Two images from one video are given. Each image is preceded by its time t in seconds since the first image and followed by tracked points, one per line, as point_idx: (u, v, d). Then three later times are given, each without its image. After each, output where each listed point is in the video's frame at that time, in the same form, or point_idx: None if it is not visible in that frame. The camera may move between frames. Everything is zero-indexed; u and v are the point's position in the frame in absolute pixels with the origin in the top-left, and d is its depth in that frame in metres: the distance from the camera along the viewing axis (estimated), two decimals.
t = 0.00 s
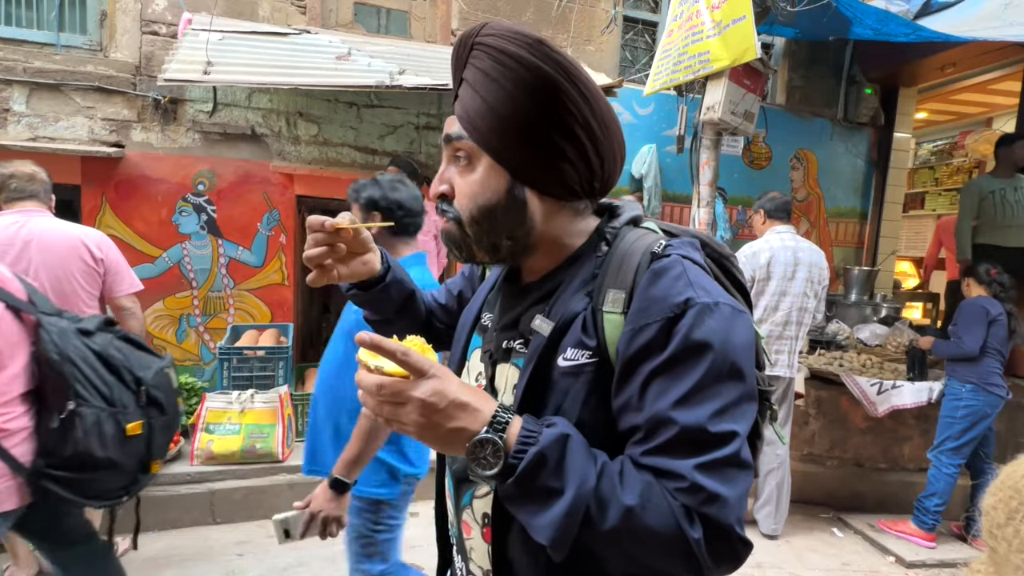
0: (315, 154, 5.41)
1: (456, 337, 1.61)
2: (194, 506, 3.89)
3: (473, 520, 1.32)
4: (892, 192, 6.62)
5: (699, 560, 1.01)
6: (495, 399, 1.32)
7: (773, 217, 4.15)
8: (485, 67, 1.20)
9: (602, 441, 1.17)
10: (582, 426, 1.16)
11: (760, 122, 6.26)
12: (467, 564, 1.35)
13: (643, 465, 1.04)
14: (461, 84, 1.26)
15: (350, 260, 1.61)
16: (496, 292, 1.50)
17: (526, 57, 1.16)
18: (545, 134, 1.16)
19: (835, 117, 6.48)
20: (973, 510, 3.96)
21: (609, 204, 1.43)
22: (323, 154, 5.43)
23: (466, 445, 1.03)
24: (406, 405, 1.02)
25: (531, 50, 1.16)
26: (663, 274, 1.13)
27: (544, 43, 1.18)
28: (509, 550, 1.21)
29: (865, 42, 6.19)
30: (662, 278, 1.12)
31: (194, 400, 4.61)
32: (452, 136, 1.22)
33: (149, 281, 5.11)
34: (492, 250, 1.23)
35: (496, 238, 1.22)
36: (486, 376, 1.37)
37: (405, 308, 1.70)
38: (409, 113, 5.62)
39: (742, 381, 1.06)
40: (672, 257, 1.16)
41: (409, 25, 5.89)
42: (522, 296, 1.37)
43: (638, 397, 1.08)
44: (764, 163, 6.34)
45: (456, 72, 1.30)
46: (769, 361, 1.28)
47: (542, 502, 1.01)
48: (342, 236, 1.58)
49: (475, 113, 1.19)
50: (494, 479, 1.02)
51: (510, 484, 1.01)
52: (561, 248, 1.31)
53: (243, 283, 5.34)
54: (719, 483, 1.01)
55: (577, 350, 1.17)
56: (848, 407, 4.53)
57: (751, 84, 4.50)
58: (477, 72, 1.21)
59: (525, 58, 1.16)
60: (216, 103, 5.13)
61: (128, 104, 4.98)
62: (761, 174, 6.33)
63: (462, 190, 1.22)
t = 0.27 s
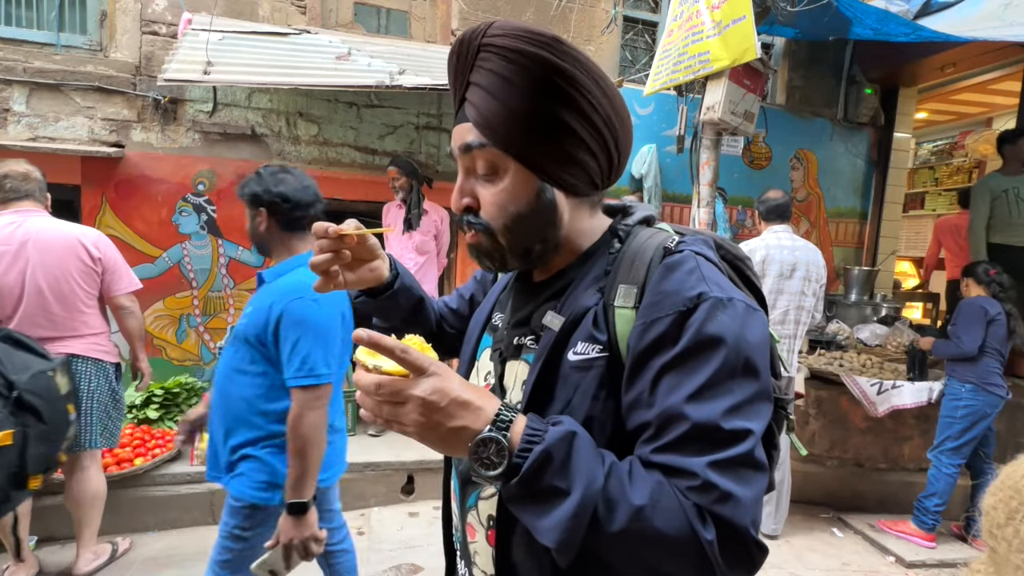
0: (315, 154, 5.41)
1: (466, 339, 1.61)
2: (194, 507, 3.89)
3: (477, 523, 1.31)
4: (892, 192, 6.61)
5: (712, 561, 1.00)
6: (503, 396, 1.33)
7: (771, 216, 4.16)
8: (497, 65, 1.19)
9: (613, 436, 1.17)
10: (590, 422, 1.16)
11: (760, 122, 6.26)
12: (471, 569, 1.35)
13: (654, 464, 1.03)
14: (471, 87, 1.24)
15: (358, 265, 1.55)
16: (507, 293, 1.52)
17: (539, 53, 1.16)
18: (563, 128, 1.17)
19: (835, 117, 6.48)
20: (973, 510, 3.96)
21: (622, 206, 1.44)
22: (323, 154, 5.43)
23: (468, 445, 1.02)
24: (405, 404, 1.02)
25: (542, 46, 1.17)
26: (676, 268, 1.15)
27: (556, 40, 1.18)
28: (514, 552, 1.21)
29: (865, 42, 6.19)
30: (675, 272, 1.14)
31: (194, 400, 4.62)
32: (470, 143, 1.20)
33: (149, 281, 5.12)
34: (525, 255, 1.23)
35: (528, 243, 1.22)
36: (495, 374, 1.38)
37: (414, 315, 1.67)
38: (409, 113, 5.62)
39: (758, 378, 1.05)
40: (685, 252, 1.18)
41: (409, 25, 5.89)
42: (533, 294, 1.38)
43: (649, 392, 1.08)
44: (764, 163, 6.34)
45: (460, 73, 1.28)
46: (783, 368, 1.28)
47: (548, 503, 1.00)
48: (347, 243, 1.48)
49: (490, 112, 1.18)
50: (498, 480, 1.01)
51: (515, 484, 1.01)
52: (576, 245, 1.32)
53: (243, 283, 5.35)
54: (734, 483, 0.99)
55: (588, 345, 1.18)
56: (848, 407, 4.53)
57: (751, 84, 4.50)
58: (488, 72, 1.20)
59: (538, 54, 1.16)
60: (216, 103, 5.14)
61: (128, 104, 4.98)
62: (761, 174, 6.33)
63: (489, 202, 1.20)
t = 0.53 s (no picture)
0: (315, 154, 5.41)
1: (461, 336, 1.62)
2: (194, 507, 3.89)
3: (474, 516, 1.32)
4: (892, 192, 6.60)
5: (709, 545, 1.00)
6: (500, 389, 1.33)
7: (771, 216, 4.16)
8: (515, 67, 1.18)
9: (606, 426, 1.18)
10: (587, 411, 1.17)
11: (760, 122, 6.26)
12: (467, 564, 1.34)
13: (650, 450, 1.04)
14: (489, 86, 1.22)
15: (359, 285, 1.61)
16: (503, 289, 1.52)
17: (557, 57, 1.17)
18: (579, 134, 1.19)
19: (835, 117, 6.48)
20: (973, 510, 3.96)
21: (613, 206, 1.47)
22: (323, 154, 5.43)
23: (467, 436, 1.02)
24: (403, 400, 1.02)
25: (560, 51, 1.17)
26: (669, 262, 1.16)
27: (579, 48, 1.20)
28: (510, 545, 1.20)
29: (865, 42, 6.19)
30: (668, 266, 1.15)
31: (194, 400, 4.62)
32: (486, 146, 1.18)
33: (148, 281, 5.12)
34: (536, 256, 1.26)
35: (542, 245, 1.24)
36: (491, 368, 1.38)
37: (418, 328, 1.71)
38: (409, 113, 5.62)
39: (748, 366, 1.05)
40: (676, 246, 1.19)
41: (409, 25, 5.89)
42: (528, 288, 1.38)
43: (644, 381, 1.08)
44: (764, 163, 6.34)
45: (471, 72, 1.26)
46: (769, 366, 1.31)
47: (549, 490, 1.00)
48: (351, 265, 1.57)
49: (508, 114, 1.17)
50: (500, 469, 1.02)
51: (518, 473, 1.01)
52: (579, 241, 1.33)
53: (243, 283, 5.35)
54: (727, 467, 1.00)
55: (583, 335, 1.19)
56: (848, 407, 4.53)
57: (751, 84, 4.50)
58: (504, 73, 1.19)
59: (556, 58, 1.17)
60: (216, 103, 5.13)
61: (128, 104, 4.98)
62: (761, 174, 6.33)
63: (507, 206, 1.21)
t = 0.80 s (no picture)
0: (315, 154, 5.41)
1: (439, 330, 1.62)
2: (194, 507, 3.89)
3: (463, 501, 1.32)
4: (892, 192, 6.60)
5: (696, 502, 1.06)
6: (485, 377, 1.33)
7: (771, 216, 4.16)
8: (530, 76, 1.20)
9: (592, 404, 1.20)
10: (575, 387, 1.19)
11: (760, 122, 6.26)
12: (456, 551, 1.35)
13: (638, 419, 1.08)
14: (502, 88, 1.22)
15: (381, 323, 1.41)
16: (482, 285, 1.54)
17: (569, 70, 1.21)
18: (581, 145, 1.24)
19: (835, 117, 6.47)
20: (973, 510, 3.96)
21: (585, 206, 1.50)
22: (323, 154, 5.43)
23: (471, 419, 0.98)
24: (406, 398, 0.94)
25: (574, 65, 1.21)
26: (645, 250, 1.22)
27: (589, 64, 1.25)
28: (502, 524, 1.22)
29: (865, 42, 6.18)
30: (644, 253, 1.21)
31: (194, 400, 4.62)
32: (499, 150, 1.19)
33: (149, 281, 5.12)
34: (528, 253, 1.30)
35: (538, 244, 1.29)
36: (474, 357, 1.38)
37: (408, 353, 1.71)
38: (409, 113, 5.62)
39: (716, 341, 1.14)
40: (649, 237, 1.26)
41: (409, 25, 5.89)
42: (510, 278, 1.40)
43: (628, 356, 1.12)
44: (764, 163, 6.34)
45: (481, 74, 1.25)
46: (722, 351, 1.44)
47: (552, 463, 1.01)
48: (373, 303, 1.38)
49: (523, 122, 1.19)
50: (502, 449, 1.00)
51: (525, 451, 1.00)
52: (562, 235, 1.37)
53: (243, 283, 5.35)
54: (705, 428, 1.07)
55: (569, 317, 1.22)
56: (848, 407, 4.54)
57: (751, 84, 4.49)
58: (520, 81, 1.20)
59: (568, 72, 1.20)
60: (216, 103, 5.13)
61: (128, 104, 4.98)
62: (761, 174, 6.33)
63: (512, 208, 1.24)
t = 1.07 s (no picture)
0: (315, 154, 5.41)
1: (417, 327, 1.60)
2: (194, 506, 3.89)
3: (457, 492, 1.32)
4: (893, 192, 6.60)
5: (672, 473, 1.12)
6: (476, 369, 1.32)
7: (771, 216, 4.16)
8: (518, 78, 1.23)
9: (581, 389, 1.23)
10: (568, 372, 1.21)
11: (760, 122, 6.26)
12: (449, 543, 1.34)
13: (620, 398, 1.13)
14: (491, 88, 1.24)
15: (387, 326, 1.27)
16: (464, 282, 1.53)
17: (552, 75, 1.27)
18: (562, 142, 1.30)
19: (835, 117, 6.48)
20: (974, 510, 3.96)
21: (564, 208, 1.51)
22: (323, 154, 5.43)
23: (472, 404, 0.99)
24: (420, 386, 0.95)
25: (555, 69, 1.28)
26: (624, 245, 1.28)
27: (567, 70, 1.32)
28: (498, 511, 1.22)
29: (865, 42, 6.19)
30: (624, 248, 1.27)
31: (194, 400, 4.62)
32: (493, 144, 1.21)
33: (148, 281, 5.12)
34: (515, 250, 1.30)
35: (526, 239, 1.30)
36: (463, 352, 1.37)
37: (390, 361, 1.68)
38: (409, 113, 5.62)
39: (686, 328, 1.22)
40: (625, 233, 1.33)
41: (409, 26, 5.89)
42: (498, 274, 1.40)
43: (610, 340, 1.18)
44: (764, 163, 6.34)
45: (469, 78, 1.26)
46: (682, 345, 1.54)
47: (547, 439, 1.03)
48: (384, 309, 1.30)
49: (514, 118, 1.22)
50: (497, 429, 1.01)
51: (525, 429, 1.01)
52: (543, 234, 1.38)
53: (243, 283, 5.35)
54: (680, 404, 1.15)
55: (559, 307, 1.24)
56: (848, 407, 4.53)
57: (751, 84, 4.49)
58: (509, 81, 1.23)
59: (549, 74, 1.26)
60: (216, 103, 5.14)
61: (128, 104, 4.98)
62: (761, 174, 6.33)
63: (504, 202, 1.25)
